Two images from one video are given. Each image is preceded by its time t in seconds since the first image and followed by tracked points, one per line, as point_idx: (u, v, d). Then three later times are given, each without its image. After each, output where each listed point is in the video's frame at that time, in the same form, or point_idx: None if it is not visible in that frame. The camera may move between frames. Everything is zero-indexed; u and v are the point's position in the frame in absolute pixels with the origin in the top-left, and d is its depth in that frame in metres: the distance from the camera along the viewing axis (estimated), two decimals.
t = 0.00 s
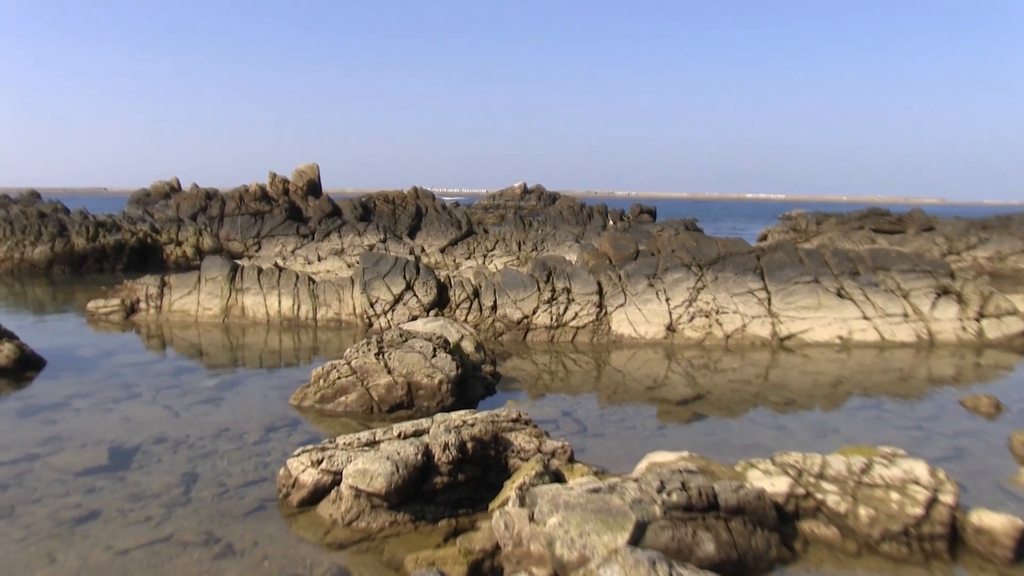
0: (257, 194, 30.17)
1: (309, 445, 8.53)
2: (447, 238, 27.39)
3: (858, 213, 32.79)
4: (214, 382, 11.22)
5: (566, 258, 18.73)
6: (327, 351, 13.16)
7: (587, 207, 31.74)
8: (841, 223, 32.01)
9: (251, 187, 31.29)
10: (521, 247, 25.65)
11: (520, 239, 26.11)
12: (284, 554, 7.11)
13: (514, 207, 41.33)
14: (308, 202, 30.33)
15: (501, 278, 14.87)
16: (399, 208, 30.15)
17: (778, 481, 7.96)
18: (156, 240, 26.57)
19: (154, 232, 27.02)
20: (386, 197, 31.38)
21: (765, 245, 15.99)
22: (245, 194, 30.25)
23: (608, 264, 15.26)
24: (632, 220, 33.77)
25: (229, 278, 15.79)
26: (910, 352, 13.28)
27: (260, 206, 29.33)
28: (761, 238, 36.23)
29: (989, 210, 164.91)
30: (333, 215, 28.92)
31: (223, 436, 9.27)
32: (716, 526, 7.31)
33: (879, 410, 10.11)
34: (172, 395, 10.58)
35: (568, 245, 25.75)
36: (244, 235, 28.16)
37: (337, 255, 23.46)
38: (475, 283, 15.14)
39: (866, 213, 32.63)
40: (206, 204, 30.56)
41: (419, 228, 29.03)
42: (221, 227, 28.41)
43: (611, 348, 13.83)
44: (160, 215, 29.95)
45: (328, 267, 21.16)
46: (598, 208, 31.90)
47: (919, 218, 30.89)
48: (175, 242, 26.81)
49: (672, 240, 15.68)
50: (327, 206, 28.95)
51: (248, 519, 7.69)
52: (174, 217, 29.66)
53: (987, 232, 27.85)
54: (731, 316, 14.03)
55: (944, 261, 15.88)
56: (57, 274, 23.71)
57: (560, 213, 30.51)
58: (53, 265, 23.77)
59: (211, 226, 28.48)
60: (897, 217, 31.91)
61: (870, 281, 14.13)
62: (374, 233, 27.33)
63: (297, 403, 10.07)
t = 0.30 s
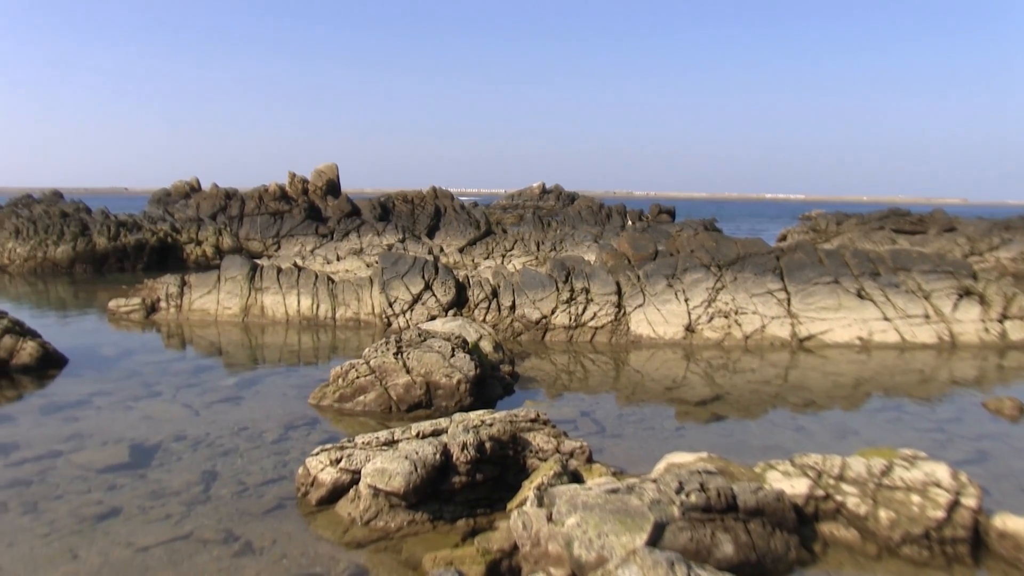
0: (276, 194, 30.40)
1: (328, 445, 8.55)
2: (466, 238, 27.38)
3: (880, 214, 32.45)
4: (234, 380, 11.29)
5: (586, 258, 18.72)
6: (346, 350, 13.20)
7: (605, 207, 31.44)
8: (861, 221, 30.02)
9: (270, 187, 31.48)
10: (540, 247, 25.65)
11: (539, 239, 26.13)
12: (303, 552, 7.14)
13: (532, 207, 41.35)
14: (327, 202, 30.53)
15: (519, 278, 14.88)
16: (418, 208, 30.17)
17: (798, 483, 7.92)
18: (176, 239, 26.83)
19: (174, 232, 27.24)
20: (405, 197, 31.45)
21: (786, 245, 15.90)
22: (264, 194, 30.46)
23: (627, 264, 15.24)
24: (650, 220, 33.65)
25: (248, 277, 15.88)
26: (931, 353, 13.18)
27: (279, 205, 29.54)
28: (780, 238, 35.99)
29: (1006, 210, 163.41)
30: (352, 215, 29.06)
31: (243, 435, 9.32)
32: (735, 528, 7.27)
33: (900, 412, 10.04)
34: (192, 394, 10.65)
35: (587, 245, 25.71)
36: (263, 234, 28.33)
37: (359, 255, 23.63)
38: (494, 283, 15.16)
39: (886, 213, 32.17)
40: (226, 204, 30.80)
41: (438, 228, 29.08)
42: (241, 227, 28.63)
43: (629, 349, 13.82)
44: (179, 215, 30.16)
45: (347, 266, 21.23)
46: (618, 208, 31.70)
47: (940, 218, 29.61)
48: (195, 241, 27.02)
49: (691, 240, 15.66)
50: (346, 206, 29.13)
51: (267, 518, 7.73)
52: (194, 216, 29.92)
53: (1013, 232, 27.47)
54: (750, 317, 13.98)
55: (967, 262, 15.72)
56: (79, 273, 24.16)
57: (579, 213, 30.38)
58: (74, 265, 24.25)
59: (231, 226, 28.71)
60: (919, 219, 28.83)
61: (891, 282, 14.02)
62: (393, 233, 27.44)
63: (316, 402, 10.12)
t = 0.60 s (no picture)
0: (295, 194, 30.65)
1: (346, 444, 8.57)
2: (485, 238, 27.37)
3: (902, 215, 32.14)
4: (253, 379, 11.35)
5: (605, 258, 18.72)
6: (364, 350, 13.24)
7: (624, 207, 31.41)
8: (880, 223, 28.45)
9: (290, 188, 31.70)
10: (559, 247, 25.63)
11: (557, 239, 26.14)
12: (322, 551, 7.16)
13: (551, 207, 41.37)
14: (347, 202, 30.73)
15: (538, 278, 14.88)
16: (436, 208, 30.20)
17: (817, 485, 7.88)
18: (196, 238, 26.96)
19: (194, 232, 27.34)
20: (423, 197, 31.50)
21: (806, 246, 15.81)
22: (283, 194, 30.68)
23: (645, 265, 15.21)
24: (669, 220, 33.52)
25: (268, 277, 15.97)
26: (953, 355, 13.08)
27: (298, 205, 29.75)
28: (799, 239, 35.77)
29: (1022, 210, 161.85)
30: (372, 215, 29.29)
31: (261, 434, 9.36)
32: (754, 529, 7.24)
33: (921, 414, 9.96)
34: (212, 393, 10.70)
35: (605, 245, 25.68)
36: (281, 235, 28.48)
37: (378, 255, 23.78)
38: (513, 283, 15.17)
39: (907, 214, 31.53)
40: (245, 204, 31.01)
41: (456, 228, 29.11)
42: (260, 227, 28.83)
43: (648, 349, 13.80)
44: (197, 215, 30.29)
45: (366, 266, 21.29)
46: (636, 208, 31.57)
47: (964, 218, 27.23)
48: (215, 241, 27.21)
49: (710, 241, 15.61)
50: (365, 206, 29.30)
51: (286, 516, 7.76)
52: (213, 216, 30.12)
53: None
54: (770, 318, 13.94)
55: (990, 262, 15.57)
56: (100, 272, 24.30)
57: (597, 213, 30.28)
58: (96, 264, 24.42)
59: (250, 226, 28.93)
60: (941, 217, 27.53)
61: (912, 283, 13.91)
62: (411, 233, 27.56)
63: (334, 401, 10.15)
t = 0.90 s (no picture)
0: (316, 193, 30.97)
1: (367, 443, 8.60)
2: (505, 238, 27.35)
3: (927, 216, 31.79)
4: (274, 378, 11.42)
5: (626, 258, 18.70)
6: (384, 349, 13.28)
7: (645, 207, 31.30)
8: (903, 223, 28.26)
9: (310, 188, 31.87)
10: (579, 247, 25.59)
11: (578, 239, 26.12)
12: (342, 550, 7.18)
13: (571, 207, 41.37)
14: (368, 202, 30.91)
15: (558, 278, 14.88)
16: (456, 208, 30.25)
17: (839, 487, 7.82)
18: (218, 238, 27.15)
19: (216, 232, 27.46)
20: (444, 197, 31.55)
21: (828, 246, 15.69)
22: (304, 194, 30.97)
23: (666, 265, 15.16)
24: (690, 220, 33.38)
25: (289, 276, 16.08)
26: (978, 357, 12.93)
27: (319, 205, 30.01)
28: (821, 240, 35.51)
29: None
30: (392, 215, 29.41)
31: (282, 433, 9.41)
32: (775, 531, 7.19)
33: (945, 417, 9.86)
34: (233, 391, 10.77)
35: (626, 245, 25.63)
36: (303, 234, 28.69)
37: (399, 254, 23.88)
38: (533, 283, 15.17)
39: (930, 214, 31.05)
40: (265, 204, 30.95)
41: (476, 228, 29.13)
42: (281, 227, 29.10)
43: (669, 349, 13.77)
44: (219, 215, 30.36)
45: (386, 266, 21.36)
46: (657, 208, 31.48)
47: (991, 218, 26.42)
48: (237, 241, 27.40)
49: (731, 242, 15.56)
50: (385, 206, 29.48)
51: (307, 515, 7.79)
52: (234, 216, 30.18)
53: None
54: (791, 318, 13.87)
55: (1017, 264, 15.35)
56: (123, 272, 24.78)
57: (618, 213, 30.18)
58: (119, 262, 24.90)
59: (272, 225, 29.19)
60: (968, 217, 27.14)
61: (936, 285, 13.78)
62: (432, 232, 27.66)
63: (355, 401, 10.19)
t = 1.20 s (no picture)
0: (339, 193, 31.42)
1: (388, 442, 8.63)
2: (527, 238, 27.29)
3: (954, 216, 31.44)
4: (296, 377, 11.48)
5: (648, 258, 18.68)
6: (406, 349, 13.32)
7: (667, 207, 31.23)
8: (928, 223, 28.06)
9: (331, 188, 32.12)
10: (601, 247, 25.55)
11: (600, 239, 26.10)
12: (363, 549, 7.20)
13: (592, 207, 41.39)
14: (391, 203, 31.19)
15: (580, 278, 14.89)
16: (478, 207, 30.32)
17: (862, 489, 7.75)
18: (240, 237, 27.22)
19: (239, 231, 27.54)
20: (466, 196, 31.61)
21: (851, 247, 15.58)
22: (327, 194, 31.35)
23: (688, 266, 15.13)
24: (712, 220, 33.22)
25: (311, 276, 16.20)
26: (1004, 359, 12.78)
27: (341, 204, 30.37)
28: (845, 241, 35.25)
29: None
30: (413, 215, 29.52)
31: (304, 431, 9.45)
32: (797, 533, 7.13)
33: (971, 420, 9.76)
34: (256, 390, 10.84)
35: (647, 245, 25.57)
36: (326, 234, 29.08)
37: (421, 254, 23.95)
38: (554, 283, 15.20)
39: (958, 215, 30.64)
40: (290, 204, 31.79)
41: (498, 228, 29.16)
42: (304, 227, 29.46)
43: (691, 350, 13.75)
44: (243, 215, 30.63)
45: (408, 266, 21.43)
46: (679, 209, 31.36)
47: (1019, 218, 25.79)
48: (260, 241, 27.50)
49: (753, 242, 15.51)
50: (407, 206, 29.70)
51: (329, 513, 7.82)
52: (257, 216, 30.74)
53: None
54: (814, 319, 13.81)
55: None
56: (147, 271, 24.94)
57: (639, 213, 30.08)
58: (143, 262, 25.06)
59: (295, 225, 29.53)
60: (996, 217, 26.79)
61: (962, 286, 13.65)
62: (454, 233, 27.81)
63: (377, 400, 10.23)
